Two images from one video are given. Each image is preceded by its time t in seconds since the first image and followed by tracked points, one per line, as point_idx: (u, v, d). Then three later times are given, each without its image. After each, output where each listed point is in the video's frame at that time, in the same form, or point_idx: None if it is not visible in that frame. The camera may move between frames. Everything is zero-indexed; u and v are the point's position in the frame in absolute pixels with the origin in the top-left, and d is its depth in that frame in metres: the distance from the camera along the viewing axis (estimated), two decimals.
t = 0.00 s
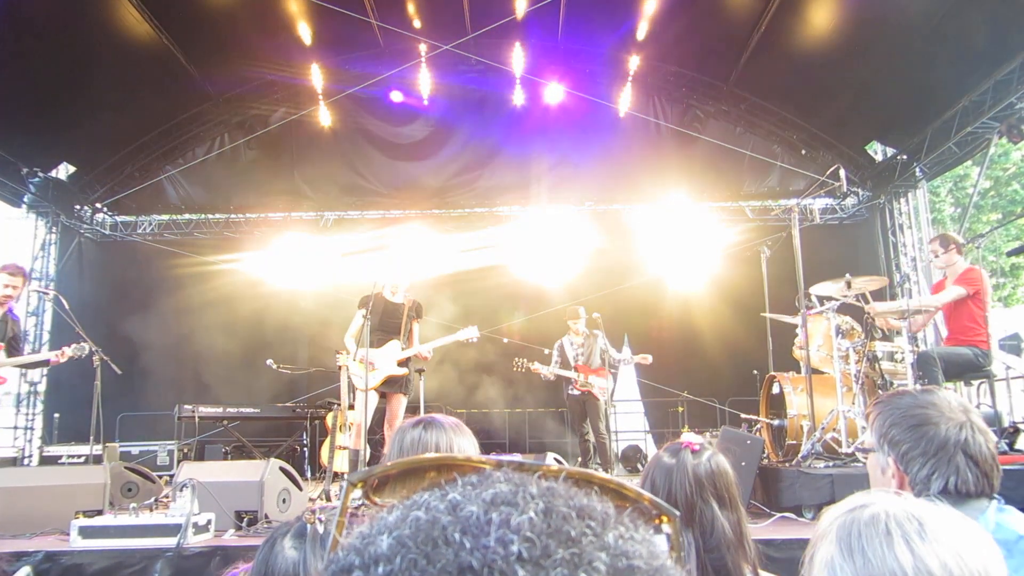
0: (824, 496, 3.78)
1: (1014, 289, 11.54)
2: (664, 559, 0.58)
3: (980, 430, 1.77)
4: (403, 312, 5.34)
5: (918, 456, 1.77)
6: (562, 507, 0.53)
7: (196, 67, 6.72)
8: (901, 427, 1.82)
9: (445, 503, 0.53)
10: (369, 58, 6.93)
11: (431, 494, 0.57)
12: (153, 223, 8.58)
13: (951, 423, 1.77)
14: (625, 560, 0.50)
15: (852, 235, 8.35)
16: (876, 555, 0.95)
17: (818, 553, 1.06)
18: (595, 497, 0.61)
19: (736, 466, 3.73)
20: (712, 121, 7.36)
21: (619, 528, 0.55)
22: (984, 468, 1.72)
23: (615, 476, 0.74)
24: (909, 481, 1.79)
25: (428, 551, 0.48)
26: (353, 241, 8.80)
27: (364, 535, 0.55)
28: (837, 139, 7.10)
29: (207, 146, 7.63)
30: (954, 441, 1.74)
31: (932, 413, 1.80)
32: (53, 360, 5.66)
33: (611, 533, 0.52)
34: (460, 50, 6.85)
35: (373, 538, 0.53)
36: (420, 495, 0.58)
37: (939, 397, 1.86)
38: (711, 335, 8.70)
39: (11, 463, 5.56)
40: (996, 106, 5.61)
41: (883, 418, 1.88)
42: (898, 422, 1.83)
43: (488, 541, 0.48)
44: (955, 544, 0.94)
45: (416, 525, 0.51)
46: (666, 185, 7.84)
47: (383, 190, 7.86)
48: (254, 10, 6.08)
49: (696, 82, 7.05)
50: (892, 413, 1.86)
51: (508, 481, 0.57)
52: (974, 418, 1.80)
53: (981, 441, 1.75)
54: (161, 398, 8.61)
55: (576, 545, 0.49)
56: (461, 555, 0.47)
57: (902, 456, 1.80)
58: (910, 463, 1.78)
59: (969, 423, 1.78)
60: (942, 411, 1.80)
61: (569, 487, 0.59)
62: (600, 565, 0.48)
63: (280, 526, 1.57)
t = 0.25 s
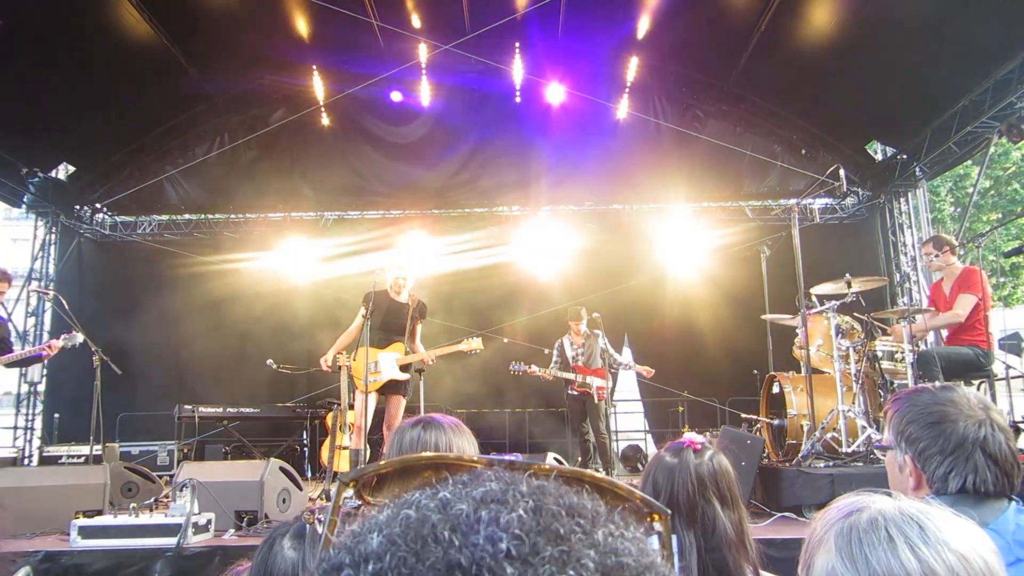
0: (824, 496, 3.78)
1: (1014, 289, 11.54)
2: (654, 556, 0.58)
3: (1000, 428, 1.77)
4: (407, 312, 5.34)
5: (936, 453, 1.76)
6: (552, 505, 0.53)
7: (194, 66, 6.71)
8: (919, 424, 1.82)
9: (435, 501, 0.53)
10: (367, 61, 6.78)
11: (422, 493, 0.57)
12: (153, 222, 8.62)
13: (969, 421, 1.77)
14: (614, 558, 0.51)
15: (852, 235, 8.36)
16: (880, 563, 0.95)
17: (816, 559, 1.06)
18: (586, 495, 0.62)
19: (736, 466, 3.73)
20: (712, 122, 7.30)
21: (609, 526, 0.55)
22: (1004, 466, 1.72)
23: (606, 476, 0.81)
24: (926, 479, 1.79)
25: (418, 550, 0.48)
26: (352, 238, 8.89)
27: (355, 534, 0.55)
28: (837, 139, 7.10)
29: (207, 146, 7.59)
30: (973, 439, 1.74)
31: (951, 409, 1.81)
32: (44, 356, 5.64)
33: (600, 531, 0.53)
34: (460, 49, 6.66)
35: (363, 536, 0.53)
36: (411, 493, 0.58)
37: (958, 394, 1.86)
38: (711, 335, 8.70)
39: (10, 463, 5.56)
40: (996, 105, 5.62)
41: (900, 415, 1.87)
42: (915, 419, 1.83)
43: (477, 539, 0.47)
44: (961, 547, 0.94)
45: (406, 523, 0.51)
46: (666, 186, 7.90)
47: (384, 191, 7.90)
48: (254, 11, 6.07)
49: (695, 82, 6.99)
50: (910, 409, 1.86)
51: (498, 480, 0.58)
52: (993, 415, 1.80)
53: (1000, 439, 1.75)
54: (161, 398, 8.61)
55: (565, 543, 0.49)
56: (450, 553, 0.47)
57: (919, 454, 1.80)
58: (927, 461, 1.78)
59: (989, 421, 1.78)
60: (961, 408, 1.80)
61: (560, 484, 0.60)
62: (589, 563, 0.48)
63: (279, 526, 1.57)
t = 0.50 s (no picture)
0: (824, 496, 3.78)
1: (1014, 289, 11.54)
2: (654, 554, 0.58)
3: (1012, 424, 1.76)
4: (407, 313, 5.34)
5: (945, 446, 1.77)
6: (553, 502, 0.53)
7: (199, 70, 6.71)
8: (930, 417, 1.82)
9: (437, 498, 0.53)
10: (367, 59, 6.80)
11: (423, 490, 0.57)
12: (153, 222, 8.63)
13: (981, 416, 1.77)
14: (614, 553, 0.51)
15: (852, 235, 8.36)
16: (879, 564, 0.95)
17: (815, 560, 1.06)
18: (585, 493, 0.62)
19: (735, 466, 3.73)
20: (712, 121, 7.27)
21: (609, 523, 0.55)
22: (1015, 462, 1.71)
23: (605, 473, 0.84)
24: (935, 472, 1.79)
25: (419, 546, 0.48)
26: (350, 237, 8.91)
27: (356, 531, 0.55)
28: (837, 139, 7.10)
29: (207, 145, 7.55)
30: (984, 433, 1.74)
31: (962, 404, 1.81)
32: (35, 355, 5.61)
33: (600, 528, 0.53)
34: (460, 50, 6.71)
35: (365, 533, 0.53)
36: (412, 490, 0.58)
37: (971, 389, 1.86)
38: (712, 335, 8.70)
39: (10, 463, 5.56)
40: (996, 105, 5.63)
41: (912, 408, 1.88)
42: (925, 412, 1.84)
43: (479, 535, 0.48)
44: (961, 547, 0.94)
45: (408, 520, 0.51)
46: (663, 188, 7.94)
47: (383, 190, 7.91)
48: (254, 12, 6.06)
49: (694, 82, 6.99)
50: (922, 402, 1.86)
51: (499, 477, 0.57)
52: (1006, 411, 1.79)
53: (1012, 435, 1.75)
54: (161, 398, 8.61)
55: (566, 539, 0.49)
56: (452, 548, 0.47)
57: (928, 447, 1.80)
58: (936, 453, 1.78)
59: (1001, 416, 1.77)
60: (972, 403, 1.80)
61: (560, 482, 0.60)
62: (589, 559, 0.48)
63: (279, 526, 1.58)
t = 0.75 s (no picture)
0: (823, 495, 3.79)
1: (1014, 288, 11.54)
2: (653, 551, 0.58)
3: (1016, 426, 1.76)
4: (406, 313, 5.34)
5: (949, 447, 1.77)
6: (552, 500, 0.53)
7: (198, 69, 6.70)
8: (934, 418, 1.82)
9: (437, 496, 0.53)
10: (366, 59, 6.81)
11: (423, 488, 0.57)
12: (153, 221, 8.57)
13: (985, 418, 1.77)
14: (613, 550, 0.51)
15: (851, 234, 8.36)
16: (878, 563, 0.95)
17: (815, 559, 1.06)
18: (584, 490, 0.62)
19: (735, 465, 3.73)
20: (712, 121, 7.26)
21: (608, 520, 0.55)
22: (1019, 464, 1.71)
23: (606, 472, 0.84)
24: (937, 473, 1.80)
25: (419, 544, 0.48)
26: (350, 236, 8.92)
27: (357, 528, 0.56)
28: (837, 139, 7.10)
29: (207, 145, 7.55)
30: (988, 435, 1.74)
31: (967, 405, 1.81)
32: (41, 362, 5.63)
33: (599, 525, 0.53)
34: (459, 50, 6.71)
35: (366, 530, 0.54)
36: (413, 488, 0.58)
37: (976, 391, 1.86)
38: (712, 334, 8.71)
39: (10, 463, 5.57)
40: (995, 105, 5.64)
41: (916, 408, 1.88)
42: (930, 412, 1.84)
43: (479, 532, 0.48)
44: (960, 547, 0.94)
45: (408, 518, 0.52)
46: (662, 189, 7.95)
47: (382, 190, 7.91)
48: (254, 12, 6.06)
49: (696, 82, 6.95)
50: (926, 402, 1.87)
51: (499, 475, 0.58)
52: (1011, 413, 1.80)
53: (1017, 438, 1.75)
54: (161, 397, 8.62)
55: (565, 536, 0.50)
56: (452, 546, 0.47)
57: (931, 447, 1.81)
58: (939, 454, 1.79)
59: (1005, 419, 1.78)
60: (977, 404, 1.81)
61: (559, 480, 0.60)
62: (588, 556, 0.49)
63: (279, 526, 1.58)
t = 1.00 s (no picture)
0: (824, 495, 3.78)
1: (1014, 288, 11.54)
2: (654, 550, 0.58)
3: (1008, 433, 1.76)
4: (403, 315, 5.32)
5: (941, 454, 1.76)
6: (553, 498, 0.53)
7: (198, 68, 6.69)
8: (926, 424, 1.81)
9: (439, 494, 0.53)
10: (367, 58, 6.81)
11: (425, 486, 0.57)
12: (153, 221, 8.55)
13: (977, 424, 1.76)
14: (615, 549, 0.51)
15: (852, 234, 8.36)
16: (877, 564, 0.95)
17: (813, 559, 1.06)
18: (586, 490, 0.62)
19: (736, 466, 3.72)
20: (713, 121, 7.25)
21: (610, 519, 0.55)
22: (1008, 472, 1.72)
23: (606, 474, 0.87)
24: (928, 479, 1.79)
25: (423, 540, 0.48)
26: (350, 236, 8.92)
27: (359, 526, 0.55)
28: (837, 140, 7.10)
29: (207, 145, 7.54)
30: (980, 442, 1.73)
31: (959, 411, 1.80)
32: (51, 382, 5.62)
33: (601, 524, 0.53)
34: (459, 50, 6.69)
35: (368, 528, 0.53)
36: (415, 486, 0.58)
37: (968, 395, 1.85)
38: (712, 334, 8.71)
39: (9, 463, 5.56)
40: (996, 105, 5.64)
41: (909, 412, 1.87)
42: (922, 418, 1.83)
43: (482, 530, 0.47)
44: (959, 547, 0.94)
45: (411, 515, 0.51)
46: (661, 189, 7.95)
47: (382, 190, 7.90)
48: (254, 12, 6.05)
49: (695, 82, 6.98)
50: (919, 407, 1.86)
51: (501, 474, 0.57)
52: (1002, 419, 1.79)
53: (1008, 444, 1.75)
54: (161, 397, 8.61)
55: (568, 534, 0.50)
56: (455, 543, 0.47)
57: (923, 453, 1.80)
58: (931, 461, 1.78)
59: (996, 425, 1.77)
60: (971, 411, 1.80)
61: (561, 479, 0.60)
62: (591, 553, 0.49)
63: (279, 526, 1.58)
